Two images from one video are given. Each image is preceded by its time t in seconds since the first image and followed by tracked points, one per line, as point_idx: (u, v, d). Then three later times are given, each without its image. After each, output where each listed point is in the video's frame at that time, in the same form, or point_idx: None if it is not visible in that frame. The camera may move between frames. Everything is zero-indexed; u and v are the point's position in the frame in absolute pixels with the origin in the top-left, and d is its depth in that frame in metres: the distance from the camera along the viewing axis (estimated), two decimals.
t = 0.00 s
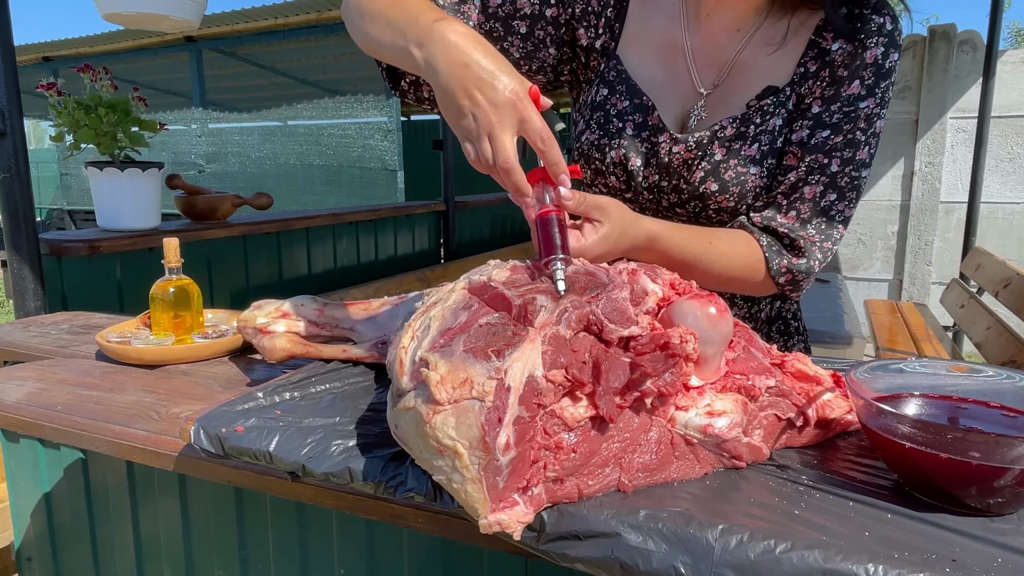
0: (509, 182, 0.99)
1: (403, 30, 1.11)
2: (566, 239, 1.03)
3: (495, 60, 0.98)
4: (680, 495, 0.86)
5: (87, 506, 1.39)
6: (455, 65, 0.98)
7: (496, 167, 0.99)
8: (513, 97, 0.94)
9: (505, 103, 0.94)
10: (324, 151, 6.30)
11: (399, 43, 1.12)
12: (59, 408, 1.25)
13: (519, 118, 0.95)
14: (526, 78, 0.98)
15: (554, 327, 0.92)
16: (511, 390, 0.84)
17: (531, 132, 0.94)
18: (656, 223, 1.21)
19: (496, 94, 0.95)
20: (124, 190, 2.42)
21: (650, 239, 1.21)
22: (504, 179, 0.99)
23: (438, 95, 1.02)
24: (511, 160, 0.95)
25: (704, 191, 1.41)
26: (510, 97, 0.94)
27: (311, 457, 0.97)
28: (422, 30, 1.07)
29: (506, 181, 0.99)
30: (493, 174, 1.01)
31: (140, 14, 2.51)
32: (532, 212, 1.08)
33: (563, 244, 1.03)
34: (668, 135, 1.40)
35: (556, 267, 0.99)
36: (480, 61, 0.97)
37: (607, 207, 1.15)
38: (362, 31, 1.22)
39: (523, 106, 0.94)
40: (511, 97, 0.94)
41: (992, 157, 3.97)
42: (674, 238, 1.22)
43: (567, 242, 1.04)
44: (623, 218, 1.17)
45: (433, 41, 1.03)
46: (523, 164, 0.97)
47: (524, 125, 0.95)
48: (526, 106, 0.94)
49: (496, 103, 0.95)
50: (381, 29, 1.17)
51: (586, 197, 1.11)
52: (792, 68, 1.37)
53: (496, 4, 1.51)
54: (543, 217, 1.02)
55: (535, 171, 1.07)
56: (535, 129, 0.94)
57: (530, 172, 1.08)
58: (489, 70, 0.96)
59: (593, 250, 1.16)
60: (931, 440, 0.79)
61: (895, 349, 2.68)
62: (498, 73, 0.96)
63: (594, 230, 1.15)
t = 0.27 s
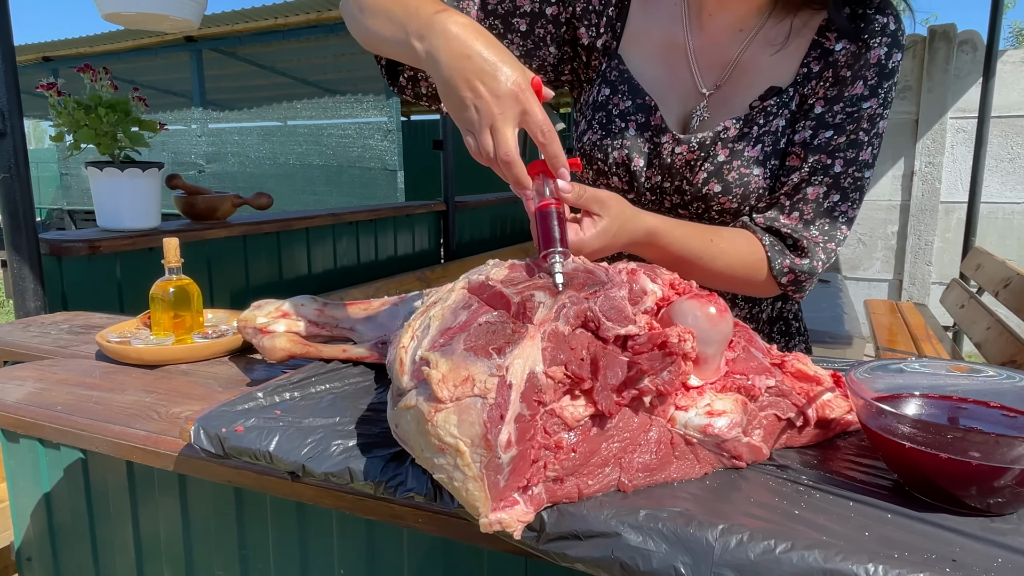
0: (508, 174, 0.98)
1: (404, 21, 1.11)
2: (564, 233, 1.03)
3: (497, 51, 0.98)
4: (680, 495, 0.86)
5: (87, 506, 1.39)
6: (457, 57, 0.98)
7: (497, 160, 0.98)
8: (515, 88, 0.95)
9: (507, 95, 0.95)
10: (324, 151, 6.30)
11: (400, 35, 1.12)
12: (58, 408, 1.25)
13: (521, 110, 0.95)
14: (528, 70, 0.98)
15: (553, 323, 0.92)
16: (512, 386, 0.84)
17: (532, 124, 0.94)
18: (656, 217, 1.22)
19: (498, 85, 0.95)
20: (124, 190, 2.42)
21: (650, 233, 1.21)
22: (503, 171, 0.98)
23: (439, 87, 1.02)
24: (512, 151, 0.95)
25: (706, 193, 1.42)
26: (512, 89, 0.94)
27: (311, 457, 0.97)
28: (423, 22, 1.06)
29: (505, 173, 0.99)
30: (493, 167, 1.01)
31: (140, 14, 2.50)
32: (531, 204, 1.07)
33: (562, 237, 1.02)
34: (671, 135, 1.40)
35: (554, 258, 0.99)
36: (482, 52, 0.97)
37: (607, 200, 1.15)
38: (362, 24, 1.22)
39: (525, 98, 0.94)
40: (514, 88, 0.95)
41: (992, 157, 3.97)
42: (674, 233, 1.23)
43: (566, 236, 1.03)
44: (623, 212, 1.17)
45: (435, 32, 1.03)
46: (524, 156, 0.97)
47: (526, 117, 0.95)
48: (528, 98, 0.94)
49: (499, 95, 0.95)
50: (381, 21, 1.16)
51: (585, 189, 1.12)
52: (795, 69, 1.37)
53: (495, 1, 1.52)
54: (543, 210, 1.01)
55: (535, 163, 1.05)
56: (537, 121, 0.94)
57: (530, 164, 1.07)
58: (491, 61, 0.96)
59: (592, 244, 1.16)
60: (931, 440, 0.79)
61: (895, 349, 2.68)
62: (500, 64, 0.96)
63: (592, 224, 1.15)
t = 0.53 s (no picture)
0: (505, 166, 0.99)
1: (399, 11, 1.10)
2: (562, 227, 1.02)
3: (493, 41, 0.98)
4: (680, 495, 0.86)
5: (87, 506, 1.39)
6: (453, 47, 0.98)
7: (493, 151, 0.99)
8: (511, 78, 0.95)
9: (503, 85, 0.95)
10: (324, 150, 6.30)
11: (396, 24, 1.11)
12: (58, 408, 1.25)
13: (517, 101, 0.95)
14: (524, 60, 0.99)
15: (552, 322, 0.92)
16: (511, 385, 0.84)
17: (529, 115, 0.95)
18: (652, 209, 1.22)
19: (495, 75, 0.95)
20: (124, 190, 2.42)
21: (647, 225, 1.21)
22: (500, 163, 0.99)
23: (435, 76, 1.02)
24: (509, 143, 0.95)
25: (706, 193, 1.42)
26: (508, 79, 0.95)
27: (311, 457, 0.97)
28: (419, 11, 1.06)
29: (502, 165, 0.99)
30: (489, 158, 1.01)
31: (139, 14, 2.50)
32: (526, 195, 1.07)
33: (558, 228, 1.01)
34: (671, 134, 1.41)
35: (551, 251, 1.00)
36: (479, 41, 0.97)
37: (603, 191, 1.15)
38: (358, 12, 1.22)
39: (521, 89, 0.95)
40: (510, 78, 0.95)
41: (991, 157, 3.97)
42: (671, 226, 1.22)
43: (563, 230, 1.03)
44: (619, 203, 1.17)
45: (431, 21, 1.03)
46: (521, 148, 0.97)
47: (522, 108, 0.95)
48: (525, 89, 0.94)
49: (495, 85, 0.95)
50: (377, 9, 1.16)
51: (581, 179, 1.11)
52: (796, 69, 1.37)
53: None
54: (539, 202, 1.01)
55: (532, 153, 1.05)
56: (533, 113, 0.94)
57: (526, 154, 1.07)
58: (487, 51, 0.96)
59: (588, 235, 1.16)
60: (931, 440, 0.79)
61: (895, 349, 2.68)
62: (496, 53, 0.96)
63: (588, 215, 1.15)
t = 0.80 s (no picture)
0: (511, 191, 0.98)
1: (400, 38, 1.10)
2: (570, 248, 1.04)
3: (495, 67, 0.97)
4: (680, 496, 0.86)
5: (87, 506, 1.39)
6: (455, 74, 0.98)
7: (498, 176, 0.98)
8: (514, 103, 0.94)
9: (506, 111, 0.94)
10: (324, 151, 6.30)
11: (396, 51, 1.11)
12: (58, 408, 1.25)
13: (521, 127, 0.94)
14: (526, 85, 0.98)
15: (557, 335, 0.92)
16: (506, 395, 0.84)
17: (534, 140, 0.94)
18: (662, 225, 1.22)
19: (497, 101, 0.94)
20: (124, 190, 2.42)
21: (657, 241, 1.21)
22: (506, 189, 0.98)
23: (437, 104, 1.01)
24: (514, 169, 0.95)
25: (708, 199, 1.42)
26: (511, 104, 0.94)
27: (311, 458, 0.97)
28: (419, 38, 1.06)
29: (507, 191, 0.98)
30: (495, 183, 1.00)
31: (139, 14, 2.50)
32: (533, 218, 1.07)
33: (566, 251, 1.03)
34: (673, 140, 1.40)
35: (560, 272, 1.00)
36: (480, 69, 0.97)
37: (612, 210, 1.15)
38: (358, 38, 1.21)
39: (524, 113, 0.94)
40: (513, 104, 0.94)
41: (991, 157, 3.97)
42: (679, 240, 1.22)
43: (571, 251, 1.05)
44: (628, 220, 1.17)
45: (431, 47, 1.02)
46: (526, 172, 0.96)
47: (526, 133, 0.94)
48: (528, 113, 0.94)
49: (497, 111, 0.94)
50: (377, 36, 1.16)
51: (589, 201, 1.11)
52: (797, 72, 1.37)
53: (495, 7, 1.50)
54: (546, 223, 1.02)
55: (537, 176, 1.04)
56: (537, 137, 0.94)
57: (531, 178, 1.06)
58: (489, 78, 0.96)
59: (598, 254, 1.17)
60: (930, 440, 0.79)
61: (894, 349, 2.67)
62: (498, 80, 0.96)
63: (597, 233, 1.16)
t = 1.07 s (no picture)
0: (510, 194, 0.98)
1: (398, 43, 1.10)
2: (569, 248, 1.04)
3: (494, 71, 0.97)
4: (680, 495, 0.86)
5: (86, 506, 1.39)
6: (453, 79, 0.98)
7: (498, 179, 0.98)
8: (512, 107, 0.94)
9: (504, 114, 0.94)
10: (324, 151, 6.30)
11: (395, 56, 1.11)
12: (57, 408, 1.25)
13: (520, 130, 0.94)
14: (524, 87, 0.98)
15: (557, 336, 0.92)
16: (505, 395, 0.84)
17: (533, 142, 0.94)
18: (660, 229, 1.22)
19: (496, 105, 0.94)
20: (123, 190, 2.42)
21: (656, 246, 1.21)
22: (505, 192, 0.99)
23: (436, 109, 1.01)
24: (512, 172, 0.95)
25: (706, 200, 1.41)
26: (509, 108, 0.94)
27: (310, 458, 0.97)
28: (418, 43, 1.06)
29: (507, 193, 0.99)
30: (495, 186, 1.01)
31: (138, 14, 2.49)
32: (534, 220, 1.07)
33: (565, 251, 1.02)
34: (671, 141, 1.40)
35: (559, 272, 0.99)
36: (478, 73, 0.97)
37: (610, 214, 1.15)
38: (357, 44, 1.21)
39: (522, 116, 0.94)
40: (511, 108, 0.94)
41: (990, 157, 3.97)
42: (677, 245, 1.22)
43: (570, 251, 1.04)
44: (627, 224, 1.17)
45: (431, 53, 1.02)
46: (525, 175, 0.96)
47: (525, 135, 0.94)
48: (526, 116, 0.94)
49: (496, 115, 0.94)
50: (376, 42, 1.16)
51: (588, 205, 1.12)
52: (796, 74, 1.37)
53: (493, 6, 1.50)
54: (546, 227, 1.02)
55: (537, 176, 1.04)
56: (536, 139, 0.94)
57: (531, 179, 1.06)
58: (487, 82, 0.96)
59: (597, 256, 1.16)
60: (930, 440, 0.79)
61: (894, 349, 2.68)
62: (496, 83, 0.95)
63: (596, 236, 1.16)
